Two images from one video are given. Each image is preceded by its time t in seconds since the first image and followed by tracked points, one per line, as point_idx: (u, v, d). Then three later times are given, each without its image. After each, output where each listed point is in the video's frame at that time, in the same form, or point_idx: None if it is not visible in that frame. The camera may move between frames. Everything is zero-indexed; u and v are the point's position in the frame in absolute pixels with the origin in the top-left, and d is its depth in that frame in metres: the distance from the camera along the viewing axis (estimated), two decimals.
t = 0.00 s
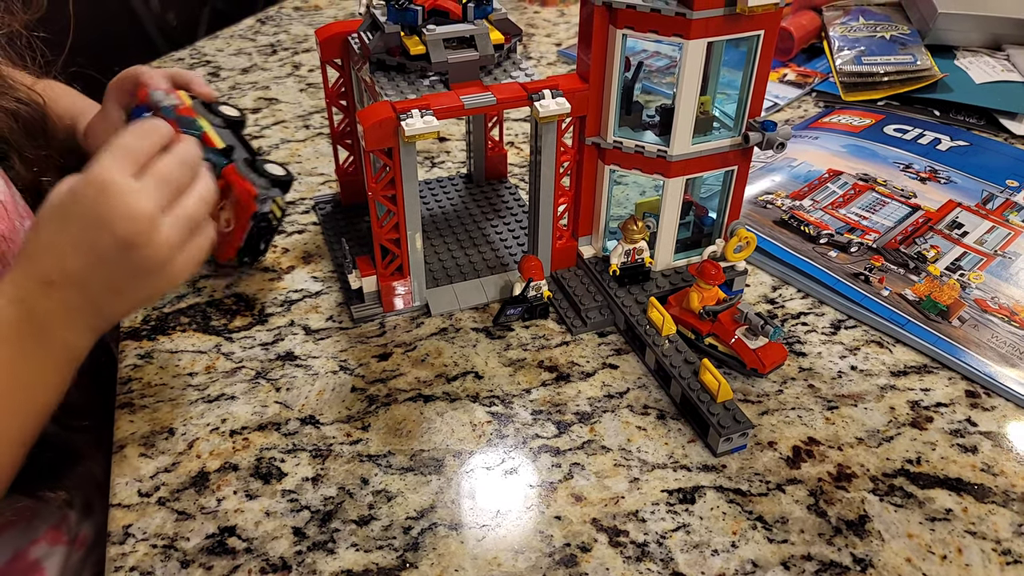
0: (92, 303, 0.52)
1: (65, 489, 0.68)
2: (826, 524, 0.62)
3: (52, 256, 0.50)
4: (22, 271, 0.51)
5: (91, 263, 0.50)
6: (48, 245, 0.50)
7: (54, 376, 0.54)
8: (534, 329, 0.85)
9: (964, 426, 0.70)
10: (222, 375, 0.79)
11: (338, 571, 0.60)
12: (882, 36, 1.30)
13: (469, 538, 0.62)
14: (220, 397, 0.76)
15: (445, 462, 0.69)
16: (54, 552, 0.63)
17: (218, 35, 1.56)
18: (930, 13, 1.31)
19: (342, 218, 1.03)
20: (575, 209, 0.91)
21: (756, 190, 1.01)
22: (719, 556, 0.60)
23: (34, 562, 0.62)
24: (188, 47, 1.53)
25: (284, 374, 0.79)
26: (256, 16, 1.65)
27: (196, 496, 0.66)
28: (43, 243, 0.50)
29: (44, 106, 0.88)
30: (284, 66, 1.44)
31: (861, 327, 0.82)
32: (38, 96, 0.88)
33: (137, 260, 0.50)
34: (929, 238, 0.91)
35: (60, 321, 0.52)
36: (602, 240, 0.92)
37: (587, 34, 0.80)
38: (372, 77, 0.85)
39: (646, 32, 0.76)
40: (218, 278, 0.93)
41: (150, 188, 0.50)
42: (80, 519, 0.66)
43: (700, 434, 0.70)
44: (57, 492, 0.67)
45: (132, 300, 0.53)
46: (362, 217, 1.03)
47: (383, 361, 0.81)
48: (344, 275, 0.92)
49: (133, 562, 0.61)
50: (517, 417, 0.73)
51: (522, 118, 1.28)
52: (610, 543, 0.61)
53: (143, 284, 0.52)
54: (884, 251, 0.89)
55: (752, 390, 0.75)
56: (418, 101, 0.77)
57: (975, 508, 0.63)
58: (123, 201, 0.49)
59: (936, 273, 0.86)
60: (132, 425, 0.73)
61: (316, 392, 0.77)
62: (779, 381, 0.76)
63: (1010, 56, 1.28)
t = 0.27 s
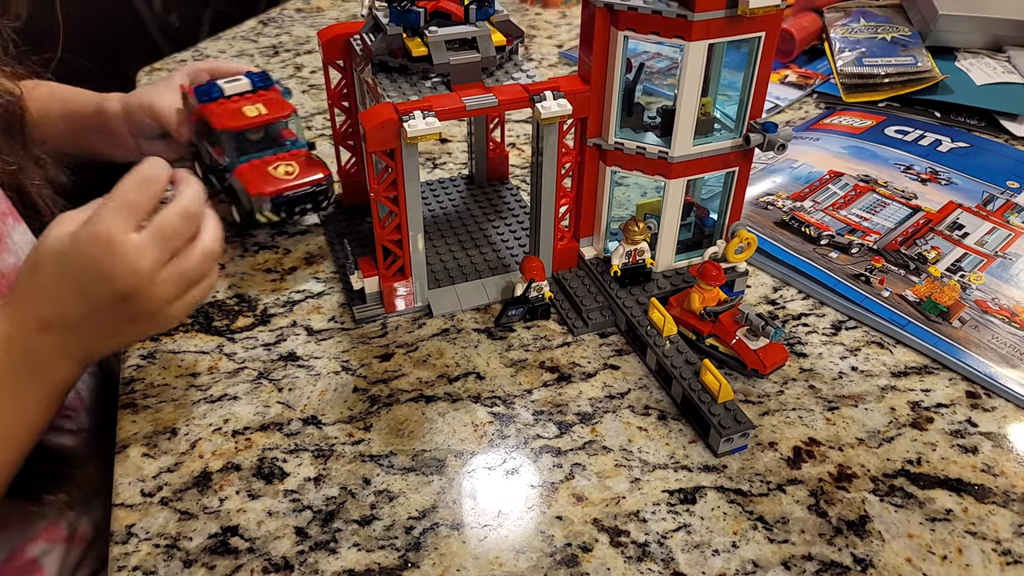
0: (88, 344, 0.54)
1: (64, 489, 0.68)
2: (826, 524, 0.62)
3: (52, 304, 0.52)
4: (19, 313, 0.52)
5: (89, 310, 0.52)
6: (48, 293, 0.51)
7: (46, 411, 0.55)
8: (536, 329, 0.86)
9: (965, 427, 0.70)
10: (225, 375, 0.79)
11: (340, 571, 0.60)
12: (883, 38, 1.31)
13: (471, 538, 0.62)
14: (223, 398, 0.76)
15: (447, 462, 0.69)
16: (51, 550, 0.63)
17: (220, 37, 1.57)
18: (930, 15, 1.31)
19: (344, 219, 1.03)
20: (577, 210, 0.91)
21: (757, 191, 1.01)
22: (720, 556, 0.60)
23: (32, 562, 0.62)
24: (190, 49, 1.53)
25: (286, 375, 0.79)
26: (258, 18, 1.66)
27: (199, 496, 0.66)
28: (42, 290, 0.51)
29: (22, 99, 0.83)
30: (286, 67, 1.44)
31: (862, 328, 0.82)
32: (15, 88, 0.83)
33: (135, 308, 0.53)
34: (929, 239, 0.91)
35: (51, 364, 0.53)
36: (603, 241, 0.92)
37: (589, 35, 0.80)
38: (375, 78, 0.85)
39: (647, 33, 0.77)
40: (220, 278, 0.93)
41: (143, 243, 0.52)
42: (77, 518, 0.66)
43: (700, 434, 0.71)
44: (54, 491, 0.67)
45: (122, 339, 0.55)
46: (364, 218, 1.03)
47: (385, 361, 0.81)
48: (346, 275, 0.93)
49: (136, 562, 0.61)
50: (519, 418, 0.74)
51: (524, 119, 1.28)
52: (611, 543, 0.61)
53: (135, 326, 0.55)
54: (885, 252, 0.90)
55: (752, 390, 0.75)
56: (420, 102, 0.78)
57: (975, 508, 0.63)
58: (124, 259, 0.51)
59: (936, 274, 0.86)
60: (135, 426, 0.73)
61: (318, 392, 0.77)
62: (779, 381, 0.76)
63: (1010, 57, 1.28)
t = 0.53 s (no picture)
0: (80, 308, 0.66)
1: (38, 518, 0.72)
2: (827, 524, 0.62)
3: (49, 271, 0.65)
4: (21, 287, 0.64)
5: (82, 274, 0.65)
6: (41, 261, 0.65)
7: (49, 377, 0.65)
8: (536, 329, 0.86)
9: (965, 427, 0.70)
10: (225, 375, 0.79)
11: (340, 570, 0.60)
12: (884, 38, 1.31)
13: (471, 538, 0.62)
14: (223, 397, 0.76)
15: (447, 462, 0.69)
16: (34, 557, 0.68)
17: (221, 37, 1.57)
18: (931, 16, 1.31)
19: (345, 220, 1.04)
20: (577, 210, 0.91)
21: (757, 192, 1.01)
22: (720, 556, 0.60)
23: (14, 567, 0.67)
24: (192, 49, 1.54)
25: (286, 375, 0.79)
26: (260, 18, 1.66)
27: (199, 496, 0.66)
28: (36, 263, 0.65)
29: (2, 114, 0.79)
30: (287, 67, 1.45)
31: (862, 328, 0.82)
32: None
33: (120, 268, 0.67)
34: (930, 239, 0.91)
35: (52, 327, 0.65)
36: (603, 242, 0.92)
37: (590, 36, 0.80)
38: (375, 78, 0.85)
39: (648, 34, 0.77)
40: (222, 278, 0.93)
41: (127, 213, 0.68)
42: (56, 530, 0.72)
43: (700, 435, 0.71)
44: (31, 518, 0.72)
45: (119, 304, 0.68)
46: (365, 218, 1.03)
47: (385, 361, 0.81)
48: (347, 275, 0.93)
49: (136, 561, 0.61)
50: (519, 418, 0.74)
51: (524, 119, 1.28)
52: (610, 542, 0.61)
53: (138, 290, 0.69)
54: (886, 253, 0.90)
55: (752, 390, 0.75)
56: (421, 103, 0.78)
57: (975, 509, 0.63)
58: (104, 221, 0.66)
59: (937, 274, 0.86)
60: (135, 425, 0.73)
61: (318, 392, 0.77)
62: (780, 382, 0.76)
63: (1011, 58, 1.28)
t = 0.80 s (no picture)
0: (116, 253, 0.64)
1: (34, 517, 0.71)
2: (825, 525, 0.62)
3: (86, 211, 0.63)
4: (55, 228, 0.62)
5: (120, 215, 0.64)
6: (77, 203, 0.63)
7: (83, 323, 0.63)
8: (535, 330, 0.86)
9: (964, 428, 0.70)
10: (224, 375, 0.79)
11: (338, 571, 0.60)
12: (884, 40, 1.31)
13: (470, 539, 0.62)
14: (222, 398, 0.76)
15: (446, 462, 0.69)
16: (32, 557, 0.67)
17: (222, 38, 1.57)
18: (931, 18, 1.31)
19: (344, 220, 1.04)
20: (577, 211, 0.91)
21: (757, 193, 1.01)
22: (718, 557, 0.60)
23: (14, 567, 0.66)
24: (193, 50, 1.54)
25: (285, 375, 0.79)
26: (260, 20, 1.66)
27: (198, 496, 0.66)
28: (72, 202, 0.63)
29: None
30: (288, 69, 1.45)
31: (861, 329, 0.82)
32: None
33: (157, 211, 0.66)
34: (929, 241, 0.91)
35: (91, 270, 0.63)
36: (603, 243, 0.92)
37: (589, 37, 0.80)
38: (375, 78, 0.85)
39: (646, 35, 0.77)
40: (221, 279, 0.93)
41: (165, 156, 0.68)
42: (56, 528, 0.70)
43: (699, 436, 0.70)
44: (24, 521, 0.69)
45: (153, 248, 0.67)
46: (364, 219, 1.03)
47: (384, 362, 0.81)
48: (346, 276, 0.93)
49: (135, 561, 0.61)
50: (518, 418, 0.74)
51: (524, 121, 1.28)
52: (609, 543, 0.61)
53: (170, 235, 0.68)
54: (885, 254, 0.90)
55: (751, 391, 0.75)
56: (420, 103, 0.78)
57: (974, 510, 0.63)
58: (145, 162, 0.66)
59: (936, 276, 0.86)
60: (134, 426, 0.73)
61: (317, 393, 0.77)
62: (779, 383, 0.76)
63: (1011, 60, 1.28)
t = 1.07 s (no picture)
0: (141, 184, 0.69)
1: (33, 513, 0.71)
2: (828, 527, 0.62)
3: (110, 143, 0.68)
4: (82, 159, 0.67)
5: (144, 146, 0.69)
6: (101, 135, 0.68)
7: (113, 252, 0.67)
8: (537, 331, 0.86)
9: (966, 430, 0.70)
10: (226, 376, 0.79)
11: (340, 572, 0.60)
12: (886, 41, 1.31)
13: (471, 540, 0.62)
14: (224, 399, 0.76)
15: (447, 463, 0.69)
16: (32, 554, 0.68)
17: (224, 39, 1.57)
18: (933, 19, 1.31)
19: (346, 222, 1.04)
20: (579, 212, 0.91)
21: (759, 194, 1.01)
22: (720, 559, 0.60)
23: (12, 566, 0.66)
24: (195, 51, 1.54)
25: (287, 376, 0.79)
26: (263, 21, 1.67)
27: (199, 497, 0.66)
28: (98, 134, 0.68)
29: None
30: (290, 70, 1.45)
31: (863, 331, 0.82)
32: None
33: (179, 145, 0.72)
34: (931, 242, 0.91)
35: (119, 199, 0.67)
36: (605, 244, 0.92)
37: (591, 38, 0.80)
38: (377, 80, 0.85)
39: (648, 36, 0.77)
40: (223, 280, 0.94)
41: (186, 96, 0.74)
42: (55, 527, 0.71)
43: (701, 437, 0.70)
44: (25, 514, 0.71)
45: (176, 183, 0.72)
46: (365, 220, 1.03)
47: (386, 363, 0.81)
48: (348, 277, 0.93)
49: (136, 563, 0.61)
50: (520, 419, 0.74)
51: (526, 122, 1.28)
52: (611, 544, 0.61)
53: (190, 172, 0.73)
54: (887, 255, 0.90)
55: (753, 393, 0.75)
56: (422, 105, 0.78)
57: (976, 512, 0.63)
58: (167, 99, 0.72)
59: (938, 277, 0.86)
60: (136, 427, 0.73)
61: (319, 394, 0.77)
62: (781, 384, 0.76)
63: (1013, 61, 1.28)
